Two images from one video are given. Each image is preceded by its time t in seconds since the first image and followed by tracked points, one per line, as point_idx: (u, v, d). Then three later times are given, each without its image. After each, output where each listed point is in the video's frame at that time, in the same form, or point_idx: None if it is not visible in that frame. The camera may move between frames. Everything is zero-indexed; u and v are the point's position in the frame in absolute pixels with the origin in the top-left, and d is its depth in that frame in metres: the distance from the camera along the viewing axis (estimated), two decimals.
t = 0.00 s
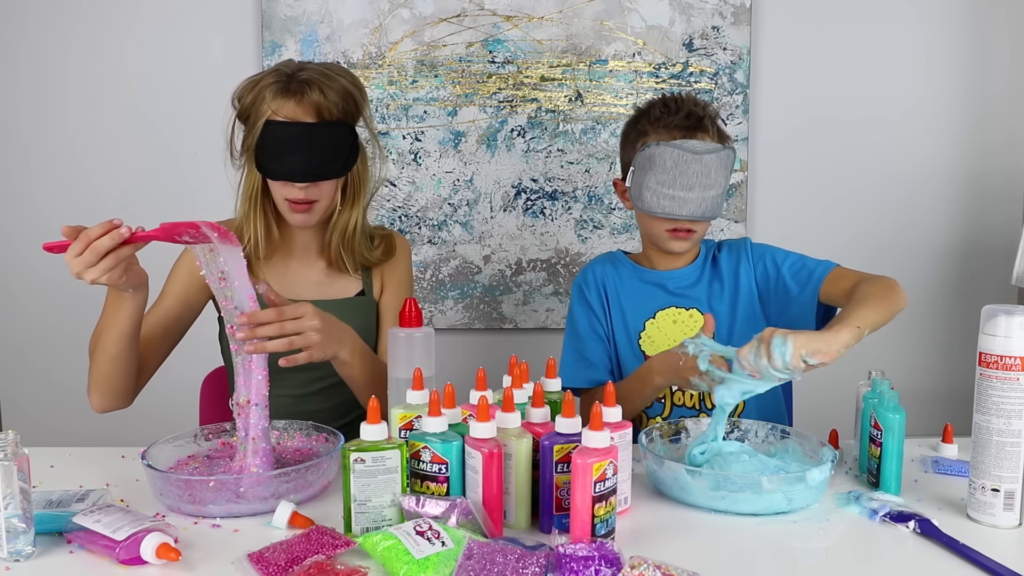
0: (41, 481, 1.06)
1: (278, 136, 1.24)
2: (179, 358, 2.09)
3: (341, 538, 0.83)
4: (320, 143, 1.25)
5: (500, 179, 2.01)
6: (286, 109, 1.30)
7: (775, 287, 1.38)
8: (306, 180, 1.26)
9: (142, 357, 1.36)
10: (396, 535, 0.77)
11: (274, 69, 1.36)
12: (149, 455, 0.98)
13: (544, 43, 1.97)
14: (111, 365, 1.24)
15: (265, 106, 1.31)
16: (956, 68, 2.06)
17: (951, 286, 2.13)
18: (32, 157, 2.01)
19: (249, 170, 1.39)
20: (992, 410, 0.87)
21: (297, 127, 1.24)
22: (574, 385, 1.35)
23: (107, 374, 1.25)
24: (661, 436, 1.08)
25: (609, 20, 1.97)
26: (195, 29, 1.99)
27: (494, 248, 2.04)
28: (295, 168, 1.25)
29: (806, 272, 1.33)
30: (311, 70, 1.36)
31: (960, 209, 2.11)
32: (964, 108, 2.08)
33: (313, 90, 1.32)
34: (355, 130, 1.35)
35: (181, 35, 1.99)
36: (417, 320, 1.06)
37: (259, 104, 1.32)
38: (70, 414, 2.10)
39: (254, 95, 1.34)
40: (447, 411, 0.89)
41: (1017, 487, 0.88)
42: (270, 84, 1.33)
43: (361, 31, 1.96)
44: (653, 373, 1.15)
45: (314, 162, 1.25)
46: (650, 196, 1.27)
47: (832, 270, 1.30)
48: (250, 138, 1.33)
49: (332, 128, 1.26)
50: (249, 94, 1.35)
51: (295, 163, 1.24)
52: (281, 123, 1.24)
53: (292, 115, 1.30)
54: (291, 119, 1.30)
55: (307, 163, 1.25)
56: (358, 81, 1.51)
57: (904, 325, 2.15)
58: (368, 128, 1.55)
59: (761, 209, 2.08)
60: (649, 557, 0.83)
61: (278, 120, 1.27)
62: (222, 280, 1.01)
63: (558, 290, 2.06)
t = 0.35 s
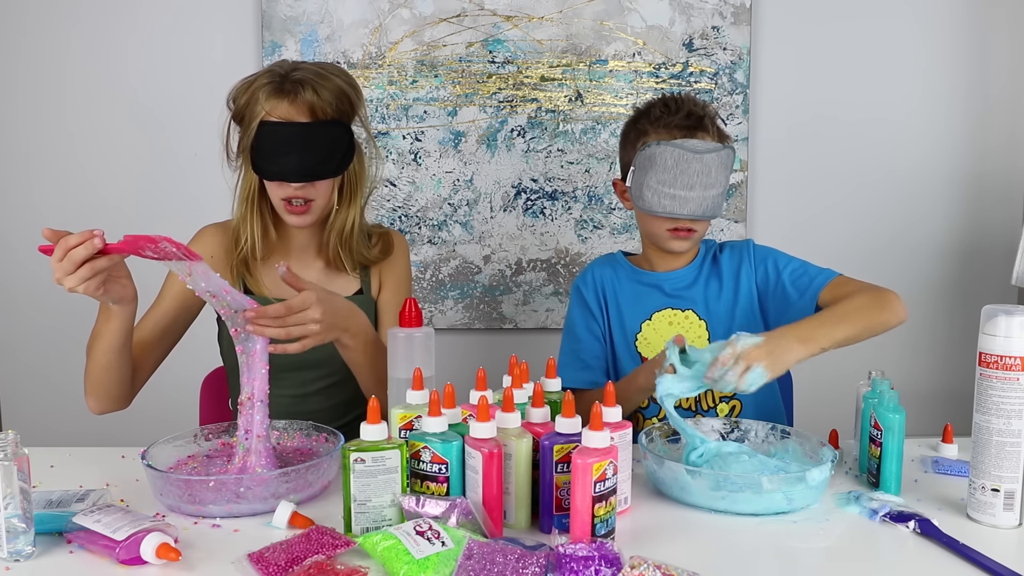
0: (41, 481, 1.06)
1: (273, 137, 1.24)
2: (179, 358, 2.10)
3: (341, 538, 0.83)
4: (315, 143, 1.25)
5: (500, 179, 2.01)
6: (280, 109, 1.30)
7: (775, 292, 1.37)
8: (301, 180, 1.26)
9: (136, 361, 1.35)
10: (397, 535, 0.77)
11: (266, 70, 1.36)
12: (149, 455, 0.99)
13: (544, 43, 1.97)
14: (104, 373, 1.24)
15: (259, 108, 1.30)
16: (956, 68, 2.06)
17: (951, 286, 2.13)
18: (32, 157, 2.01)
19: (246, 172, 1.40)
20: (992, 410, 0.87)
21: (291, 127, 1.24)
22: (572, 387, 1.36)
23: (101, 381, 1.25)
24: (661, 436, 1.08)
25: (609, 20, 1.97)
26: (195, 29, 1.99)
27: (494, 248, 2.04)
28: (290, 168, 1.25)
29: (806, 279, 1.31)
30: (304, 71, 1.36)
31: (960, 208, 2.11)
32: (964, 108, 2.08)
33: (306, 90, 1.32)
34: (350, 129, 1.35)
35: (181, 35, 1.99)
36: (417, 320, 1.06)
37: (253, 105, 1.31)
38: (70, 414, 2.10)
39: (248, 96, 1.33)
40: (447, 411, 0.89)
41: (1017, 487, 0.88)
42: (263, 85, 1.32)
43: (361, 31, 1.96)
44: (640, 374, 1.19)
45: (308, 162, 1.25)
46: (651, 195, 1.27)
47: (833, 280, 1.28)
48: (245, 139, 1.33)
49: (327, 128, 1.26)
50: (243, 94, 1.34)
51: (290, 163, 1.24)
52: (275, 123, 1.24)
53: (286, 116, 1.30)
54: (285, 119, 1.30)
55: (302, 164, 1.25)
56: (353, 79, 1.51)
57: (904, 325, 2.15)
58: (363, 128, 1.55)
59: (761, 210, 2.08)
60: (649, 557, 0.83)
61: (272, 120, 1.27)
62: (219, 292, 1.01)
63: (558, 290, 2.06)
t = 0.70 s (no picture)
0: (41, 481, 1.06)
1: (268, 136, 1.24)
2: (179, 358, 2.09)
3: (341, 538, 0.83)
4: (309, 142, 1.25)
5: (500, 179, 2.01)
6: (274, 109, 1.30)
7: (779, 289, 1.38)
8: (297, 179, 1.25)
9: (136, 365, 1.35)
10: (396, 535, 0.77)
11: (262, 70, 1.36)
12: (149, 455, 0.99)
13: (544, 43, 1.97)
14: (104, 381, 1.24)
15: (253, 107, 1.31)
16: (955, 68, 2.06)
17: (951, 286, 2.13)
18: (32, 157, 2.02)
19: (242, 171, 1.41)
20: (992, 410, 0.87)
21: (286, 126, 1.24)
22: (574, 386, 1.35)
23: (101, 389, 1.25)
24: (661, 436, 1.08)
25: (609, 20, 1.97)
26: (195, 29, 1.99)
27: (494, 248, 2.04)
28: (286, 167, 1.25)
29: (810, 279, 1.32)
30: (298, 70, 1.36)
31: (960, 208, 2.11)
32: (964, 108, 2.08)
33: (300, 89, 1.32)
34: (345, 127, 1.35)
35: (181, 35, 1.99)
36: (417, 320, 1.06)
37: (248, 105, 1.32)
38: (70, 414, 2.10)
39: (243, 95, 1.34)
40: (447, 411, 0.89)
41: (1017, 487, 0.88)
42: (258, 85, 1.33)
43: (361, 31, 1.96)
44: (646, 373, 1.18)
45: (303, 160, 1.25)
46: (652, 194, 1.27)
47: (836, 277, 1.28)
48: (241, 139, 1.33)
49: (321, 127, 1.26)
50: (238, 94, 1.35)
51: (286, 162, 1.24)
52: (270, 122, 1.24)
53: (280, 115, 1.30)
54: (280, 118, 1.30)
55: (298, 162, 1.25)
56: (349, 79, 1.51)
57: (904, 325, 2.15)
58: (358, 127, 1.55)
59: (761, 210, 2.08)
60: (649, 557, 0.83)
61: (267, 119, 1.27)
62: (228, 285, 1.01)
63: (558, 290, 2.06)
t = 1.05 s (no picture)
0: (41, 481, 1.06)
1: (265, 134, 1.24)
2: (179, 357, 2.09)
3: (341, 538, 0.83)
4: (306, 141, 1.25)
5: (500, 179, 2.01)
6: (272, 108, 1.30)
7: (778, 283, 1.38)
8: (296, 178, 1.25)
9: (120, 340, 1.34)
10: (397, 535, 0.77)
11: (261, 69, 1.36)
12: (149, 455, 0.99)
13: (544, 43, 1.97)
14: (82, 341, 1.23)
15: (252, 106, 1.31)
16: (955, 68, 2.06)
17: (951, 286, 2.13)
18: (32, 157, 2.02)
19: (241, 170, 1.42)
20: (992, 410, 0.87)
21: (284, 124, 1.24)
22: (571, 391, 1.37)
23: (80, 352, 1.23)
24: (660, 436, 1.08)
25: (609, 20, 1.97)
26: (195, 29, 1.99)
27: (494, 248, 2.04)
28: (284, 166, 1.25)
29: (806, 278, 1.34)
30: (297, 68, 1.36)
31: (960, 208, 2.11)
32: (964, 108, 2.08)
33: (298, 88, 1.32)
34: (344, 127, 1.35)
35: (181, 35, 1.99)
36: (417, 320, 1.06)
37: (246, 104, 1.32)
38: (70, 414, 2.11)
39: (242, 94, 1.34)
40: (447, 411, 0.89)
41: (1017, 487, 0.88)
42: (257, 84, 1.33)
43: (361, 31, 1.96)
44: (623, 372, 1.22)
45: (302, 158, 1.25)
46: (652, 194, 1.27)
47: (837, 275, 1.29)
48: (240, 138, 1.33)
49: (319, 126, 1.26)
50: (237, 94, 1.35)
51: (283, 161, 1.24)
52: (269, 121, 1.24)
53: (278, 114, 1.30)
54: (278, 117, 1.30)
55: (296, 160, 1.24)
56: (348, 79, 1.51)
57: (904, 325, 2.15)
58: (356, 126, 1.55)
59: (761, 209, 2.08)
60: (648, 557, 0.83)
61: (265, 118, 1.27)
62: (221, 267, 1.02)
63: (558, 290, 2.06)
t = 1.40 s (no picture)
0: (41, 481, 1.06)
1: (268, 137, 1.24)
2: (179, 357, 2.09)
3: (341, 538, 0.83)
4: (310, 144, 1.25)
5: (500, 179, 2.01)
6: (276, 110, 1.30)
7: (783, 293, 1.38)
8: (299, 181, 1.26)
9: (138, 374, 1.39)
10: (396, 535, 0.77)
11: (263, 71, 1.35)
12: (149, 455, 0.99)
13: (544, 43, 1.97)
14: (110, 397, 1.27)
15: (255, 108, 1.30)
16: (955, 68, 2.06)
17: (951, 286, 2.13)
18: (32, 158, 2.02)
19: (242, 171, 1.42)
20: (992, 410, 0.87)
21: (287, 127, 1.24)
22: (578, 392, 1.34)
23: (107, 403, 1.29)
24: (661, 436, 1.08)
25: (609, 20, 1.97)
26: (195, 29, 1.99)
27: (494, 248, 2.04)
28: (286, 169, 1.25)
29: (815, 285, 1.31)
30: (301, 71, 1.36)
31: (960, 208, 2.11)
32: (964, 108, 2.08)
33: (302, 91, 1.32)
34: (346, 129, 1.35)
35: (181, 35, 1.99)
36: (417, 320, 1.06)
37: (250, 106, 1.31)
38: (70, 414, 2.11)
39: (245, 96, 1.33)
40: (447, 411, 0.89)
41: (1017, 487, 0.88)
42: (260, 86, 1.32)
43: (361, 31, 1.96)
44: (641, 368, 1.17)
45: (305, 161, 1.25)
46: (652, 194, 1.27)
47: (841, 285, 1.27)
48: (242, 140, 1.33)
49: (322, 129, 1.27)
50: (240, 95, 1.34)
51: (287, 164, 1.25)
52: (271, 126, 1.24)
53: (282, 117, 1.30)
54: (282, 120, 1.29)
55: (299, 163, 1.25)
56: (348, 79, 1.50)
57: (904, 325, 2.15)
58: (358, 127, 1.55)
59: (761, 209, 2.08)
60: (648, 557, 0.83)
61: (269, 121, 1.27)
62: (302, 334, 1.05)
63: (558, 290, 2.06)
